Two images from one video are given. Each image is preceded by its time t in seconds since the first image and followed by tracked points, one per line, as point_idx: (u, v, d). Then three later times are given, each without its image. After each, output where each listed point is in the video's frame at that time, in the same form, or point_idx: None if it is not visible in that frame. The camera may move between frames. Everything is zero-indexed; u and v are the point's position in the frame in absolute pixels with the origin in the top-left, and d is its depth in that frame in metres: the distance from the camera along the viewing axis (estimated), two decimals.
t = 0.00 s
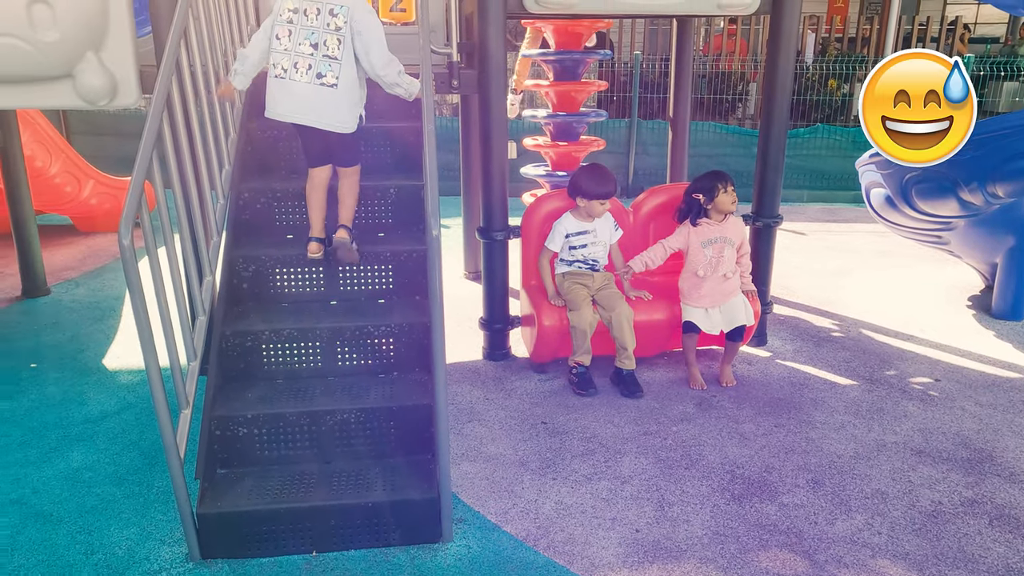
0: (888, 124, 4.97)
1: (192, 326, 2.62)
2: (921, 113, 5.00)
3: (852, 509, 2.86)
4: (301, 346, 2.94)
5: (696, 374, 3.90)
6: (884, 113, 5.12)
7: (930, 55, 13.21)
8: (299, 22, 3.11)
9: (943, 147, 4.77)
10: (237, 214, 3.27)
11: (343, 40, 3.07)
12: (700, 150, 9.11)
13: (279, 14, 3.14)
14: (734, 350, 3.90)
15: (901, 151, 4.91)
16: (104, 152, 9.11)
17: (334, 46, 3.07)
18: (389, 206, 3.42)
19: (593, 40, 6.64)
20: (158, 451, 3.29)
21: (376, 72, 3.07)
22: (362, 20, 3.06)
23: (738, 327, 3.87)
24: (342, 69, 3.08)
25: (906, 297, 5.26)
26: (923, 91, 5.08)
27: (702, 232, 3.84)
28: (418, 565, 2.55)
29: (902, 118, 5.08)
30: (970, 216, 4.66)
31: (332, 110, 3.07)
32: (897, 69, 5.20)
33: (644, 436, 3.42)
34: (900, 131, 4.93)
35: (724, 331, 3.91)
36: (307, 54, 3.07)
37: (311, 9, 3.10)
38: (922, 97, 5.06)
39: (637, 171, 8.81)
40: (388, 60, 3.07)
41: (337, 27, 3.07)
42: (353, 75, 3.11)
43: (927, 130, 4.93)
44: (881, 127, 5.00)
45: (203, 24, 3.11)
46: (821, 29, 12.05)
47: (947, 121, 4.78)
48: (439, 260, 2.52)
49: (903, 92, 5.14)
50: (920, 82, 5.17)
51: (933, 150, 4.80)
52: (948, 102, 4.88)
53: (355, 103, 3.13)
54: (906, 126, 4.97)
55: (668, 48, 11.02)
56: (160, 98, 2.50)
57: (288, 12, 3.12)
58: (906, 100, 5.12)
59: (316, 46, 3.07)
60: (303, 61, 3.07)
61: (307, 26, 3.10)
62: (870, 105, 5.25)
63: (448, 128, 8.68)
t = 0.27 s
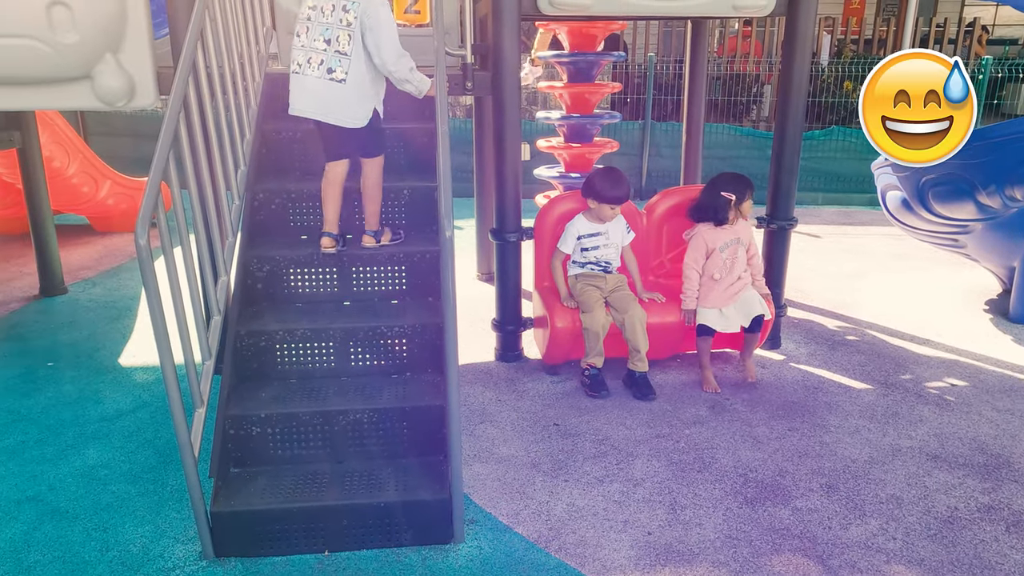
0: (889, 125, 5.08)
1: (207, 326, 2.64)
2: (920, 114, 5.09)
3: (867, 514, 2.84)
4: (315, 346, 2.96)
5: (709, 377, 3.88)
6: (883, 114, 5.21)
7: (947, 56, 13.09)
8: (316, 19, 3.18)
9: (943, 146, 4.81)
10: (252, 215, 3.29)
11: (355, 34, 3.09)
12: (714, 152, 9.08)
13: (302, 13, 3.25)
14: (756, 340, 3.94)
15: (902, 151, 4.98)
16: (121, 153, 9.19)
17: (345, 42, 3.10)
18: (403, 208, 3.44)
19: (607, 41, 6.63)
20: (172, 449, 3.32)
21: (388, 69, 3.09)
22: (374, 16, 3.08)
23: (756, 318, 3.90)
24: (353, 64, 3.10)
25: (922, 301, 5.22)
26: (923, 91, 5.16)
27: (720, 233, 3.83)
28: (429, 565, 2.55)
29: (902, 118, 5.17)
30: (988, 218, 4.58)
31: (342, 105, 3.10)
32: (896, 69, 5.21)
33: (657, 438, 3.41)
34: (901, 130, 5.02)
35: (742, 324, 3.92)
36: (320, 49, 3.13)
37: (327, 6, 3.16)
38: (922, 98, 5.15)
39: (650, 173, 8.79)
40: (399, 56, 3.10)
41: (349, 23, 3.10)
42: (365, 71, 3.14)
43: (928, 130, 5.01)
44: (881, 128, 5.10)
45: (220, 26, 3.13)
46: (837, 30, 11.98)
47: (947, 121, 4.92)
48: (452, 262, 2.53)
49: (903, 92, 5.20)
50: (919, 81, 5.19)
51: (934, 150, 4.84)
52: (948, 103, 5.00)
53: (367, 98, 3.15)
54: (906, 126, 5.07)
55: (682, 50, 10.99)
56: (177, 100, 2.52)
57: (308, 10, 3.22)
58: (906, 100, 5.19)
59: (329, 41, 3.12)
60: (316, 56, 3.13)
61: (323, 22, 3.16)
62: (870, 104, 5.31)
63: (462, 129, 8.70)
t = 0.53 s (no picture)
0: (889, 126, 5.59)
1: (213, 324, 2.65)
2: (921, 113, 5.56)
3: (872, 515, 2.83)
4: (320, 345, 2.96)
5: (715, 377, 3.88)
6: (882, 114, 5.79)
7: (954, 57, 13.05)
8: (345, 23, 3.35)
9: (941, 145, 5.28)
10: (258, 214, 3.30)
11: (363, 37, 3.16)
12: (719, 152, 9.07)
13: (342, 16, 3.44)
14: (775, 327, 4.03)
15: (901, 151, 5.38)
16: (127, 153, 9.23)
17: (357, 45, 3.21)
18: (408, 207, 3.44)
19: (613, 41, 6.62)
20: (178, 448, 3.33)
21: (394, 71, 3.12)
22: (376, 18, 3.10)
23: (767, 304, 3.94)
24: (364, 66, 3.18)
25: (928, 302, 5.20)
26: (922, 92, 5.62)
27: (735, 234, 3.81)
28: (434, 565, 2.55)
29: (901, 118, 5.66)
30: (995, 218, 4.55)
31: (356, 107, 3.23)
32: (895, 71, 5.78)
33: (661, 438, 3.40)
34: (901, 130, 5.46)
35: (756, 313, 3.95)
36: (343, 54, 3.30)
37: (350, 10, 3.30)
38: (922, 98, 5.61)
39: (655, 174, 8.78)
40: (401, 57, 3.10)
41: (359, 26, 3.20)
42: (376, 72, 3.20)
43: (927, 130, 5.47)
44: (882, 129, 5.64)
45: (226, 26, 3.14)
46: (843, 31, 11.96)
47: (947, 122, 5.36)
48: (457, 261, 2.53)
49: (904, 92, 5.69)
50: (919, 81, 5.75)
51: (936, 150, 5.18)
52: (949, 103, 5.41)
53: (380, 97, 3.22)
54: (907, 126, 5.53)
55: (687, 50, 10.98)
56: (183, 99, 2.53)
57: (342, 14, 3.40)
58: (906, 100, 5.67)
59: (348, 45, 3.27)
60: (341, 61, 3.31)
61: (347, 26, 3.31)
62: (871, 104, 5.86)
63: (467, 129, 8.70)
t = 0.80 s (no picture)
0: (888, 126, 5.61)
1: (214, 324, 2.66)
2: (919, 113, 5.56)
3: (874, 514, 2.83)
4: (322, 345, 2.96)
5: (716, 377, 3.88)
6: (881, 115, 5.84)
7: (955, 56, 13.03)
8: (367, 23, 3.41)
9: (940, 145, 5.27)
10: (260, 214, 3.30)
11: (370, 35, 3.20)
12: (720, 152, 9.07)
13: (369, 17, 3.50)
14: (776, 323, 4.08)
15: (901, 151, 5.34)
16: (129, 153, 9.24)
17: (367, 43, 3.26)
18: (410, 207, 3.44)
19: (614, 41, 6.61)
20: (180, 447, 3.33)
21: (395, 70, 3.14)
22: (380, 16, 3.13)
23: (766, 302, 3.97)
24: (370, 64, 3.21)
25: (929, 302, 5.20)
26: (921, 93, 5.64)
27: (743, 234, 3.83)
28: (436, 564, 2.55)
29: (902, 118, 5.66)
30: (997, 219, 4.54)
31: (363, 102, 3.26)
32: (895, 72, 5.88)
33: (663, 438, 3.40)
34: (901, 130, 5.43)
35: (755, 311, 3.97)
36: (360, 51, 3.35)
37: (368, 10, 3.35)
38: (922, 98, 5.61)
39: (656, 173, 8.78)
40: (402, 55, 3.11)
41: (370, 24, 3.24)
42: (383, 70, 3.22)
43: (927, 130, 5.46)
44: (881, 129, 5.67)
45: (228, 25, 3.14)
46: (844, 31, 11.95)
47: (947, 122, 5.33)
48: (458, 260, 2.54)
49: (904, 94, 5.74)
50: (918, 81, 5.85)
51: (936, 149, 5.11)
52: (948, 103, 5.37)
53: (385, 96, 3.23)
54: (907, 126, 5.52)
55: (689, 50, 10.98)
56: (185, 100, 2.54)
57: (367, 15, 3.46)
58: (905, 101, 5.71)
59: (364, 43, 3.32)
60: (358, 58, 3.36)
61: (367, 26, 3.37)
62: (872, 105, 5.94)
63: (468, 129, 8.71)
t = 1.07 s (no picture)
0: (889, 126, 5.61)
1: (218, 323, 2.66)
2: (920, 113, 5.54)
3: (876, 514, 2.83)
4: (325, 344, 2.97)
5: (718, 376, 3.88)
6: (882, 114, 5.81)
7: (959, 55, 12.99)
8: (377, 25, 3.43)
9: (941, 145, 5.26)
10: (263, 213, 3.31)
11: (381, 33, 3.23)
12: (723, 151, 9.06)
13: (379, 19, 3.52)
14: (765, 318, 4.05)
15: (901, 151, 5.40)
16: (132, 152, 9.26)
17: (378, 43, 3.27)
18: (413, 206, 3.44)
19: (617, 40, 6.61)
20: (183, 446, 3.34)
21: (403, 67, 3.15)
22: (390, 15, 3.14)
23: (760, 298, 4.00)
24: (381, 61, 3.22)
25: (932, 301, 5.19)
26: (921, 92, 5.62)
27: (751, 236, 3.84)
28: (438, 563, 2.56)
29: (902, 118, 5.66)
30: (1001, 218, 4.51)
31: (374, 101, 3.26)
32: (895, 71, 5.80)
33: (665, 437, 3.40)
34: (901, 131, 5.46)
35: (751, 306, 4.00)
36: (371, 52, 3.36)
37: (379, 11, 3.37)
38: (922, 98, 5.61)
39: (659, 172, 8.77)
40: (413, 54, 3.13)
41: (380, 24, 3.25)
42: (394, 68, 3.23)
43: (927, 130, 5.46)
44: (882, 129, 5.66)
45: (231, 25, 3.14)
46: (847, 29, 11.92)
47: (947, 122, 5.32)
48: (462, 259, 2.54)
49: (904, 93, 5.70)
50: (918, 81, 5.76)
51: (935, 150, 5.13)
52: (951, 103, 5.37)
53: (394, 94, 3.23)
54: (907, 126, 5.52)
55: (692, 49, 10.97)
56: (189, 99, 2.54)
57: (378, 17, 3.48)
58: (906, 100, 5.67)
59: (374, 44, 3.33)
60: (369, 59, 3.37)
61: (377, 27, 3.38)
62: (871, 105, 5.90)
63: (471, 128, 8.71)
